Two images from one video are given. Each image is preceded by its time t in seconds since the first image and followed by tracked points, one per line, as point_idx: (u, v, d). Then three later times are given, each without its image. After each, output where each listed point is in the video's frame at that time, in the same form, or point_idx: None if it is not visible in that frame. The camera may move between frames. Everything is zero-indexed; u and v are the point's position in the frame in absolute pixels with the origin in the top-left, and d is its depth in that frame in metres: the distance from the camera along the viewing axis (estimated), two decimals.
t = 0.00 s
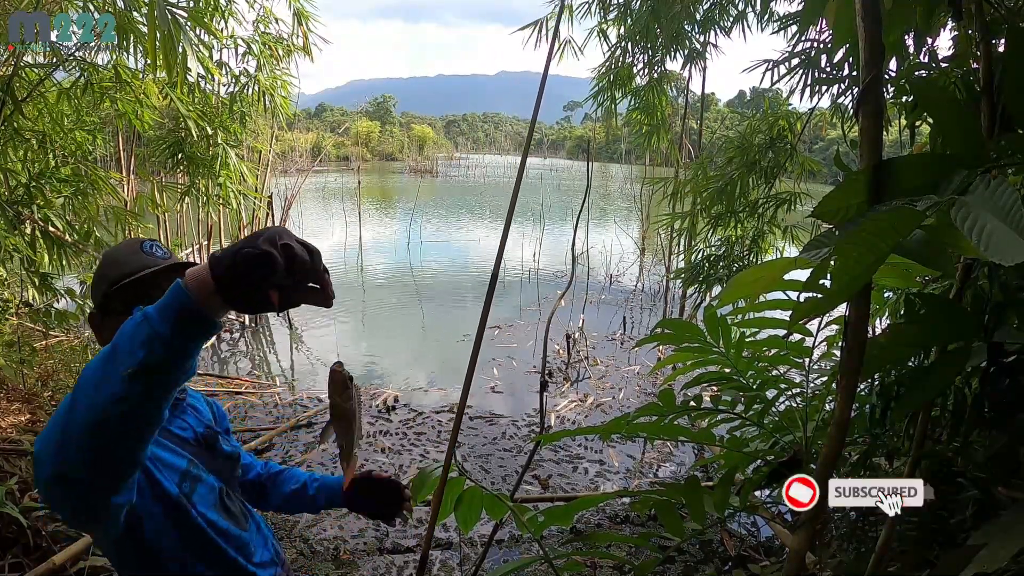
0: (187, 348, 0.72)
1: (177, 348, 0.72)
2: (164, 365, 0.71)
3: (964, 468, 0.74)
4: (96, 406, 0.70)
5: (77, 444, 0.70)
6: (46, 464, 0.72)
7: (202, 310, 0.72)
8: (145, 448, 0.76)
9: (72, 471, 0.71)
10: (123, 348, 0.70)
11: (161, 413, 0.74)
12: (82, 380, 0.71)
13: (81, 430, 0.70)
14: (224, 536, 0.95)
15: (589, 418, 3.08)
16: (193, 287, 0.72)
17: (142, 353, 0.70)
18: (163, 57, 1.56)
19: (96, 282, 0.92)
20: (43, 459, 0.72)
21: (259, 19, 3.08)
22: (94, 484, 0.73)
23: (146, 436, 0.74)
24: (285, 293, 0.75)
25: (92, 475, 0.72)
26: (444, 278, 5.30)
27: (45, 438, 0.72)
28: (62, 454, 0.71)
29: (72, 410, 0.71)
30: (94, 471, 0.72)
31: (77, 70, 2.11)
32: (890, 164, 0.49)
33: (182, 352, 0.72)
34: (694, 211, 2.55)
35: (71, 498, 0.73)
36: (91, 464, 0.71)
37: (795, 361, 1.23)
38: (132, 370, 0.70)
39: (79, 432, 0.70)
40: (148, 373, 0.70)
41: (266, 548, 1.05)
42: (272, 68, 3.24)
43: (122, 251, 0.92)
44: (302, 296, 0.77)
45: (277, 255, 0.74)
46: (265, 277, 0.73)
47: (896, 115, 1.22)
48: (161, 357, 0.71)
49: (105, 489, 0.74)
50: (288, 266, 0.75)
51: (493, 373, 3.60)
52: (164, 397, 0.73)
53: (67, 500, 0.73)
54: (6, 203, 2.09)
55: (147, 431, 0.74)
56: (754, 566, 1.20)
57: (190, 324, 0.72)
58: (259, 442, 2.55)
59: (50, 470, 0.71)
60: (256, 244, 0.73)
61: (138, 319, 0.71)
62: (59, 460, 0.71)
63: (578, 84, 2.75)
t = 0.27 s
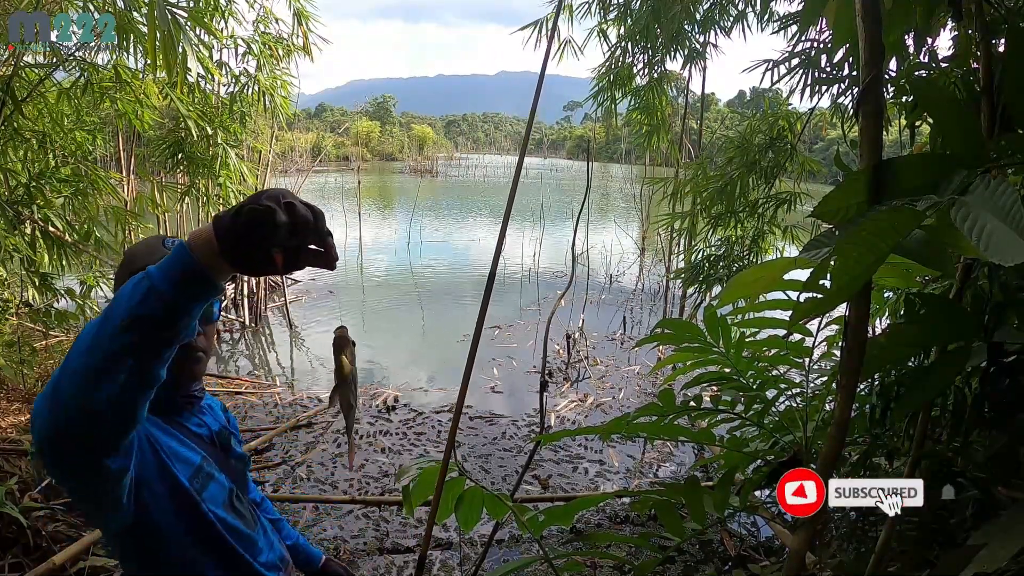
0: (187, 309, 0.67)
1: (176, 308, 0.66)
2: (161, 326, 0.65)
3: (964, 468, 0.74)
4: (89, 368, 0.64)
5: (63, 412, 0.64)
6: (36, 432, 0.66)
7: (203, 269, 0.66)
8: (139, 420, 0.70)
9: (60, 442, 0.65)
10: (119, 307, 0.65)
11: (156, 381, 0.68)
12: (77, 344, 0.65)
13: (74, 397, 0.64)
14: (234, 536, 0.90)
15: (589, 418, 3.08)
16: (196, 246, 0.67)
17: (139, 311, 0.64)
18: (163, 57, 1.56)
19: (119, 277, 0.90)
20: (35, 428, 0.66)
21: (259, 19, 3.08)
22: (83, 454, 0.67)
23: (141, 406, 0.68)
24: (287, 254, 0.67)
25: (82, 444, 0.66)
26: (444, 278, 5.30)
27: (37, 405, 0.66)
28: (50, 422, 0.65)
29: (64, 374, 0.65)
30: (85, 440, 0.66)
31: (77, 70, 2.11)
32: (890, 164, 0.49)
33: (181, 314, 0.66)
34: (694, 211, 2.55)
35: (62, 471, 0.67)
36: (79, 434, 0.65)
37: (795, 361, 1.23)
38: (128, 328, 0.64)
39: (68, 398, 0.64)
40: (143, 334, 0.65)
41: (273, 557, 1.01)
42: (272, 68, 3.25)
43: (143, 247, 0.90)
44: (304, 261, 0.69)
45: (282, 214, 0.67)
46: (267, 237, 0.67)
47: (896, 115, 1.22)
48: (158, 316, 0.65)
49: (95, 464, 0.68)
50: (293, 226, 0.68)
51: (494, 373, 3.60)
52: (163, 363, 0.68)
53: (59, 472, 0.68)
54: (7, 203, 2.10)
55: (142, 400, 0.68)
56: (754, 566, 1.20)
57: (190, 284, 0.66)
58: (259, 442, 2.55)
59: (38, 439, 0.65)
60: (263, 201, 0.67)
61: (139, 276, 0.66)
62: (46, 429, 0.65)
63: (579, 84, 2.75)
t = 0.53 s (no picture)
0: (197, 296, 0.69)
1: (187, 295, 0.68)
2: (171, 312, 0.67)
3: (963, 468, 0.74)
4: (97, 351, 0.65)
5: (72, 400, 0.65)
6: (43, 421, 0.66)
7: (215, 257, 0.69)
8: (145, 407, 0.70)
9: (70, 429, 0.66)
10: (129, 295, 0.66)
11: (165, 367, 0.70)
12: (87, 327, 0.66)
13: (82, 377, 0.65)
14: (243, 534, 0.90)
15: (589, 418, 3.08)
16: (209, 233, 0.69)
17: (151, 297, 0.66)
18: (163, 57, 1.56)
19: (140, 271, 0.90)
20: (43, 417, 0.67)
21: (259, 19, 3.08)
22: (93, 442, 0.67)
23: (149, 392, 0.69)
24: (299, 243, 0.72)
25: (91, 433, 0.67)
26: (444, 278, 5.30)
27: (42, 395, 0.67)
28: (58, 411, 0.65)
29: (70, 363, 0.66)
30: (94, 428, 0.67)
31: (78, 70, 2.11)
32: (890, 164, 0.49)
33: (191, 301, 0.69)
34: (694, 210, 2.55)
35: (71, 460, 0.68)
36: (89, 422, 0.66)
37: (795, 361, 1.23)
38: (139, 314, 0.66)
39: (77, 385, 0.65)
40: (154, 320, 0.66)
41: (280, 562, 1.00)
42: (272, 68, 3.24)
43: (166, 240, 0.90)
44: (313, 248, 0.74)
45: (296, 205, 0.70)
46: (282, 225, 0.70)
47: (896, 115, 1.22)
48: (170, 303, 0.67)
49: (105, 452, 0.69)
50: (305, 216, 0.72)
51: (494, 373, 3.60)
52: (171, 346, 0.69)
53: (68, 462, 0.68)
54: (7, 203, 2.10)
55: (149, 385, 0.69)
56: (754, 566, 1.20)
57: (202, 271, 0.68)
58: (259, 442, 2.55)
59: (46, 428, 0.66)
60: (278, 191, 0.70)
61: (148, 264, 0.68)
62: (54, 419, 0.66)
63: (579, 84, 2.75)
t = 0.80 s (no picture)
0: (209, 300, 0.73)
1: (198, 298, 0.71)
2: (182, 311, 0.71)
3: (964, 468, 0.74)
4: (111, 349, 0.68)
5: (87, 398, 0.68)
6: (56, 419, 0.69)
7: (228, 261, 0.72)
8: (157, 405, 0.74)
9: (84, 427, 0.69)
10: (144, 296, 0.70)
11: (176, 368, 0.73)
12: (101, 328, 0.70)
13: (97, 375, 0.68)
14: (244, 533, 0.93)
15: (589, 418, 3.08)
16: (223, 236, 0.72)
17: (166, 300, 0.69)
18: (163, 57, 1.57)
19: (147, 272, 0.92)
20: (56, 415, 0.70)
21: (259, 19, 3.08)
22: (105, 439, 0.71)
23: (160, 390, 0.73)
24: (309, 242, 0.76)
25: (104, 431, 0.70)
26: (443, 278, 5.30)
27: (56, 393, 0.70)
28: (73, 408, 0.68)
29: (86, 361, 0.69)
30: (107, 426, 0.70)
31: (78, 70, 2.11)
32: (890, 163, 0.49)
33: (203, 305, 0.72)
34: (694, 210, 2.55)
35: (82, 456, 0.71)
36: (105, 417, 0.70)
37: (795, 361, 1.23)
38: (154, 316, 0.69)
39: (92, 381, 0.68)
40: (165, 319, 0.69)
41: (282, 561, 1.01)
42: (272, 68, 3.24)
43: (170, 240, 0.92)
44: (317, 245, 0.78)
45: (309, 207, 0.74)
46: (295, 226, 0.74)
47: (896, 115, 1.22)
48: (182, 306, 0.70)
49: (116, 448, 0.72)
50: (316, 216, 0.76)
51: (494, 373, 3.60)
52: (182, 346, 0.72)
53: (79, 458, 0.72)
54: (7, 203, 2.10)
55: (161, 384, 0.72)
56: (754, 566, 1.20)
57: (214, 275, 0.72)
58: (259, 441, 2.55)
59: (60, 426, 0.69)
60: (292, 194, 0.74)
61: (162, 266, 0.72)
62: (68, 416, 0.69)
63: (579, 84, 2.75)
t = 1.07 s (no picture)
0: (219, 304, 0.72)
1: (212, 300, 0.71)
2: (195, 314, 0.70)
3: (964, 468, 0.74)
4: (121, 348, 0.68)
5: (93, 395, 0.69)
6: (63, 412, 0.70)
7: (244, 266, 0.72)
8: (162, 402, 0.74)
9: (89, 422, 0.70)
10: (156, 298, 0.69)
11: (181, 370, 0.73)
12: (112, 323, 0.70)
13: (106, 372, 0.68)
14: (244, 535, 0.93)
15: (589, 418, 3.08)
16: (240, 240, 0.73)
17: (176, 303, 0.69)
18: (163, 56, 1.57)
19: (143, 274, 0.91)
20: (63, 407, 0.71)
21: (259, 19, 3.08)
22: (108, 436, 0.72)
23: (167, 388, 0.73)
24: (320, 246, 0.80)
25: (108, 427, 0.71)
26: (443, 278, 5.30)
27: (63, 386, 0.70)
28: (81, 401, 0.69)
29: (95, 356, 0.69)
30: (111, 423, 0.71)
31: (78, 70, 2.11)
32: (890, 163, 0.49)
33: (213, 309, 0.72)
34: (694, 210, 2.55)
35: (85, 450, 0.72)
36: (111, 412, 0.70)
37: (795, 361, 1.23)
38: (164, 319, 0.69)
39: (101, 377, 0.69)
40: (177, 322, 0.69)
41: (284, 564, 1.00)
42: (272, 68, 3.25)
43: (163, 239, 0.91)
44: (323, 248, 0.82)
45: (325, 213, 0.78)
46: (312, 231, 0.77)
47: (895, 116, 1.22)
48: (193, 311, 0.70)
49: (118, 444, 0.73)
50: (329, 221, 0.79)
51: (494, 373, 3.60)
52: (191, 348, 0.72)
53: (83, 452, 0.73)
54: (6, 203, 2.10)
55: (168, 383, 0.73)
56: (754, 566, 1.20)
57: (227, 279, 0.72)
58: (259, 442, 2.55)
59: (65, 419, 0.70)
60: (309, 199, 0.76)
61: (177, 266, 0.71)
62: (75, 411, 0.69)
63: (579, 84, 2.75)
